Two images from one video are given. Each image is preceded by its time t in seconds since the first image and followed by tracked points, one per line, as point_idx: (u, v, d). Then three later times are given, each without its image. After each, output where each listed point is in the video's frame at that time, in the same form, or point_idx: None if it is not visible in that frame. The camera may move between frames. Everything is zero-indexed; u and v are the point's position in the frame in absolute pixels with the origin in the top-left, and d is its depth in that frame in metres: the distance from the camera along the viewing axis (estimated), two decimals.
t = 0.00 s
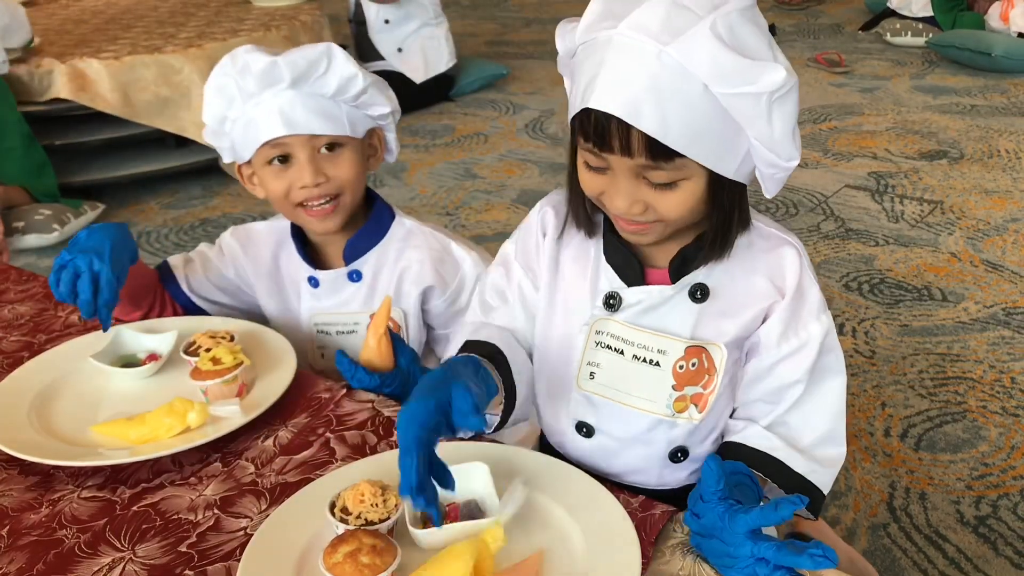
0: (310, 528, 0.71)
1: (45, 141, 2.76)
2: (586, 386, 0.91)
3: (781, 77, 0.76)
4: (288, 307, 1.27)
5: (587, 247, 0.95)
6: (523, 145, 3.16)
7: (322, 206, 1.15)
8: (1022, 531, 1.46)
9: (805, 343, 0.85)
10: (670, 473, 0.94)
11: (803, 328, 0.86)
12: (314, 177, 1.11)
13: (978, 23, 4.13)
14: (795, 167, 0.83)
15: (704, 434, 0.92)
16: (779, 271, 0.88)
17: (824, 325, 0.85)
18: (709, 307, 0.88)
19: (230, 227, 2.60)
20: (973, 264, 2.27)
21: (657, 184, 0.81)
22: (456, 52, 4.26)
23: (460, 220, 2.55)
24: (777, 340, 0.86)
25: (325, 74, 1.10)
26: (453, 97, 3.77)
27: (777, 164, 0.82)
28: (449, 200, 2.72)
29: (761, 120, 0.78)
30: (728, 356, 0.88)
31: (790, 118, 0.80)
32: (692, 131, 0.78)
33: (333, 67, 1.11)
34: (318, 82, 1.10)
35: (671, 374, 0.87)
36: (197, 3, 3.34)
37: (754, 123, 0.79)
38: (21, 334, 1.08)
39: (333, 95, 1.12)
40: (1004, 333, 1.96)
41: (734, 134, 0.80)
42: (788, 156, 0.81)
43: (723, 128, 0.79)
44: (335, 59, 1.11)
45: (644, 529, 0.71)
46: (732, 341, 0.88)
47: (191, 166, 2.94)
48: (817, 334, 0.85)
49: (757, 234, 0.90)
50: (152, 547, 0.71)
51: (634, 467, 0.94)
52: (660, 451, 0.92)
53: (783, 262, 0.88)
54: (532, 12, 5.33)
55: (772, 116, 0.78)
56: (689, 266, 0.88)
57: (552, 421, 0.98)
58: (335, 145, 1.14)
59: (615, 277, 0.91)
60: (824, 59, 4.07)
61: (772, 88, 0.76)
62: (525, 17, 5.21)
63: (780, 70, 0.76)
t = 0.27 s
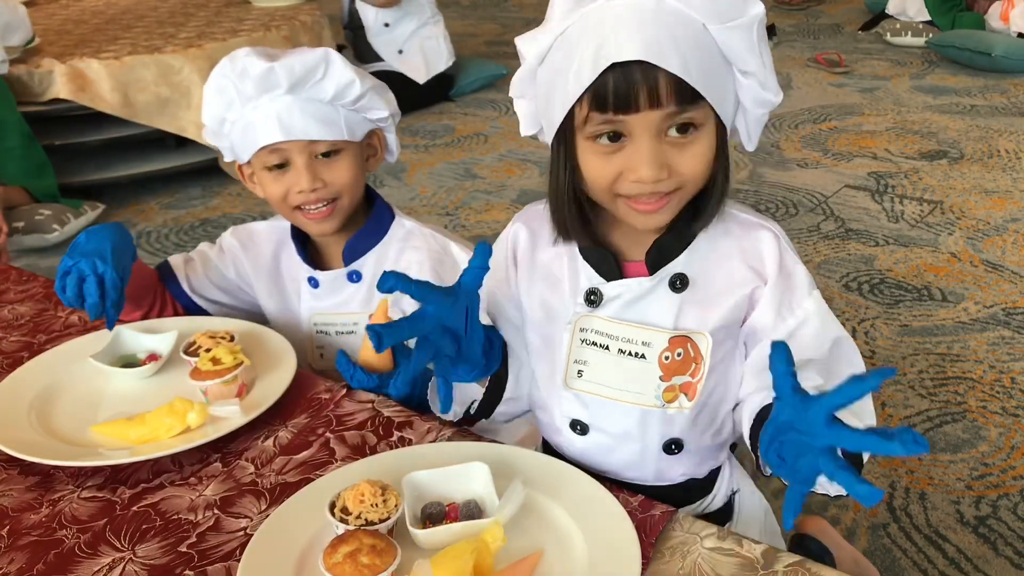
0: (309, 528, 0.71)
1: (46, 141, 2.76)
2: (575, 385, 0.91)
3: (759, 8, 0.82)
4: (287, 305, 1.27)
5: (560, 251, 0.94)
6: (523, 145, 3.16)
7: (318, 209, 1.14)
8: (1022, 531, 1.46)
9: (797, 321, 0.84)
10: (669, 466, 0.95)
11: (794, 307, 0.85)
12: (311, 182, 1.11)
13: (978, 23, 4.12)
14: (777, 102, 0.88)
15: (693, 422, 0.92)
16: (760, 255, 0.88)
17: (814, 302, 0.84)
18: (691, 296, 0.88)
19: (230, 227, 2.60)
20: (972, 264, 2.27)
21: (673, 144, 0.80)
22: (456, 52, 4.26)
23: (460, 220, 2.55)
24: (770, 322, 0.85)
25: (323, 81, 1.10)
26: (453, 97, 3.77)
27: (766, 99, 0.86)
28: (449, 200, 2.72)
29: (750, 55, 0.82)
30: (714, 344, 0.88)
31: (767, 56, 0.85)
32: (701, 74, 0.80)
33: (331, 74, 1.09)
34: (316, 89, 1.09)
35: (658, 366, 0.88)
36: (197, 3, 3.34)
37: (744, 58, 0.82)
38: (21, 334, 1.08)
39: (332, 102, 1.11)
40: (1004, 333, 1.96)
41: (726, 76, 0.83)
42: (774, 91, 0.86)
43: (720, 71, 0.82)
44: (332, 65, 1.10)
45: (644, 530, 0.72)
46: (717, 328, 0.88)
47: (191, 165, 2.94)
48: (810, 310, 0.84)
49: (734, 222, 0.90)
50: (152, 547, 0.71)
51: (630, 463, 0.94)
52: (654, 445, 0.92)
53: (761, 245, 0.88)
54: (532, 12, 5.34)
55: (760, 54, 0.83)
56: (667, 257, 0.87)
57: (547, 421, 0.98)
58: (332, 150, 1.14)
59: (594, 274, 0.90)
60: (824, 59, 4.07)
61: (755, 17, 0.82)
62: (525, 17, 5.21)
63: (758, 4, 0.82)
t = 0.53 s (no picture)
0: (309, 528, 0.71)
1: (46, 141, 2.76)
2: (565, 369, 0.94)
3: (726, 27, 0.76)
4: (306, 295, 1.28)
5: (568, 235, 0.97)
6: (523, 145, 3.16)
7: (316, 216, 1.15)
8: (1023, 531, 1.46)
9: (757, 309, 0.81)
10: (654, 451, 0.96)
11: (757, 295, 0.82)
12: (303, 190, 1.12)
13: (978, 23, 4.12)
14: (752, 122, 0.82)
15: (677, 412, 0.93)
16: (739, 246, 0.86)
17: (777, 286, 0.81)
18: (672, 285, 0.89)
19: (230, 227, 2.60)
20: (973, 264, 2.27)
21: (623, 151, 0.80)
22: (456, 52, 4.26)
23: (460, 220, 2.55)
24: (732, 308, 0.83)
25: (314, 103, 1.06)
26: (453, 97, 3.77)
27: (735, 117, 0.81)
28: (449, 200, 2.72)
29: (715, 73, 0.78)
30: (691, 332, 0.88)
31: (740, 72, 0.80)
32: (652, 93, 0.78)
33: (319, 98, 1.05)
34: (306, 110, 1.06)
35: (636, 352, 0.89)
36: (197, 3, 3.34)
37: (707, 77, 0.79)
38: (21, 334, 1.08)
39: (324, 123, 1.07)
40: (1004, 333, 1.96)
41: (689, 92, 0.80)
42: (745, 111, 0.81)
43: (682, 90, 0.79)
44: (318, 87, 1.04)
45: (644, 531, 0.71)
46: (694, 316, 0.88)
47: (191, 165, 2.94)
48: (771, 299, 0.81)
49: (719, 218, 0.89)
50: (152, 547, 0.71)
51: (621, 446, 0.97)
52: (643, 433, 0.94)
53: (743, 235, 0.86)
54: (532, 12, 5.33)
55: (724, 70, 0.79)
56: (651, 249, 0.88)
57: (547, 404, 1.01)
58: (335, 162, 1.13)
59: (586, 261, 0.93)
60: (824, 59, 4.07)
61: (721, 38, 0.77)
62: (525, 17, 5.21)
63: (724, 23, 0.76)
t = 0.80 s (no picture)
0: (310, 527, 0.72)
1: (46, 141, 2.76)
2: (586, 387, 0.91)
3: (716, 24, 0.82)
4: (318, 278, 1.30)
5: (563, 247, 0.94)
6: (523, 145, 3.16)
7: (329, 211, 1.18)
8: (1022, 531, 1.46)
9: (805, 306, 0.84)
10: (678, 464, 0.94)
11: (797, 296, 0.85)
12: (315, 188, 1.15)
13: (978, 23, 4.13)
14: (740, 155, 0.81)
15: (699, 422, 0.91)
16: (758, 250, 0.88)
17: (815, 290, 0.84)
18: (695, 295, 0.88)
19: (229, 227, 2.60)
20: (972, 264, 2.27)
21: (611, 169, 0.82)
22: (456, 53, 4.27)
23: (460, 220, 2.56)
24: (776, 315, 0.85)
25: (332, 111, 1.08)
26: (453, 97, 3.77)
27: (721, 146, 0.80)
28: (449, 200, 2.72)
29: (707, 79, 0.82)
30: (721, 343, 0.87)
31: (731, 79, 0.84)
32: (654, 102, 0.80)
33: (337, 108, 1.07)
34: (326, 115, 1.09)
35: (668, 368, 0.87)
36: (197, 3, 3.35)
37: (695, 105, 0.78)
38: (21, 334, 1.08)
39: (341, 131, 1.09)
40: (1004, 333, 1.96)
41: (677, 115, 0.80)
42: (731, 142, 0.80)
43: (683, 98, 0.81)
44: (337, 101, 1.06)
45: (645, 531, 0.72)
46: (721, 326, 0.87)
47: (191, 165, 2.94)
48: (813, 298, 0.84)
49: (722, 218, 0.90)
50: (152, 547, 0.71)
51: (638, 463, 0.94)
52: (661, 444, 0.92)
53: (758, 239, 0.89)
54: (532, 13, 5.33)
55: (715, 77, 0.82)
56: (667, 258, 0.87)
57: (553, 422, 0.96)
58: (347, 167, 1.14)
59: (593, 276, 0.90)
60: (824, 59, 4.08)
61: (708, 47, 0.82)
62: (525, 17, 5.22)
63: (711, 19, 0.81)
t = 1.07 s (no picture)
0: (310, 527, 0.72)
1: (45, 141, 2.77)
2: (573, 377, 0.91)
3: (724, 74, 0.76)
4: (320, 278, 1.31)
5: (571, 239, 0.95)
6: (523, 146, 3.16)
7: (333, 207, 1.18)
8: (1022, 531, 1.46)
9: (801, 335, 0.83)
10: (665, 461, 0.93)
11: (797, 322, 0.84)
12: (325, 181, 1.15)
13: (978, 23, 4.12)
14: (750, 161, 0.81)
15: (691, 420, 0.90)
16: (759, 268, 0.86)
17: (815, 320, 0.83)
18: (690, 295, 0.88)
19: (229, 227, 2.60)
20: (973, 264, 2.27)
21: (615, 178, 0.82)
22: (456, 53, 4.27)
23: (460, 220, 2.55)
24: (776, 337, 0.84)
25: (343, 105, 1.08)
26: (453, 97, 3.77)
27: (731, 158, 0.80)
28: (449, 200, 2.72)
29: (707, 117, 0.78)
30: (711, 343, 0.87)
31: (741, 116, 0.79)
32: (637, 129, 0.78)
33: (348, 103, 1.07)
34: (336, 110, 1.08)
35: (654, 361, 0.87)
36: (197, 2, 3.35)
37: (702, 120, 0.78)
38: (21, 334, 1.08)
39: (350, 126, 1.09)
40: (1004, 333, 1.96)
41: (684, 130, 0.79)
42: (740, 152, 0.80)
43: (670, 128, 0.79)
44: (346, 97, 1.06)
45: (644, 531, 0.72)
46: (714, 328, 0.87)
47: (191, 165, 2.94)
48: (810, 327, 0.83)
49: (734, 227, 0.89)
50: (152, 547, 0.71)
51: (625, 459, 0.93)
52: (648, 439, 0.91)
53: (761, 258, 0.86)
54: (532, 12, 5.33)
55: (719, 114, 0.78)
56: (664, 255, 0.87)
57: (546, 411, 0.97)
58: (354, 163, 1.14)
59: (593, 269, 0.91)
60: (824, 59, 4.08)
61: (716, 85, 0.76)
62: (525, 17, 5.21)
63: (722, 67, 0.76)
